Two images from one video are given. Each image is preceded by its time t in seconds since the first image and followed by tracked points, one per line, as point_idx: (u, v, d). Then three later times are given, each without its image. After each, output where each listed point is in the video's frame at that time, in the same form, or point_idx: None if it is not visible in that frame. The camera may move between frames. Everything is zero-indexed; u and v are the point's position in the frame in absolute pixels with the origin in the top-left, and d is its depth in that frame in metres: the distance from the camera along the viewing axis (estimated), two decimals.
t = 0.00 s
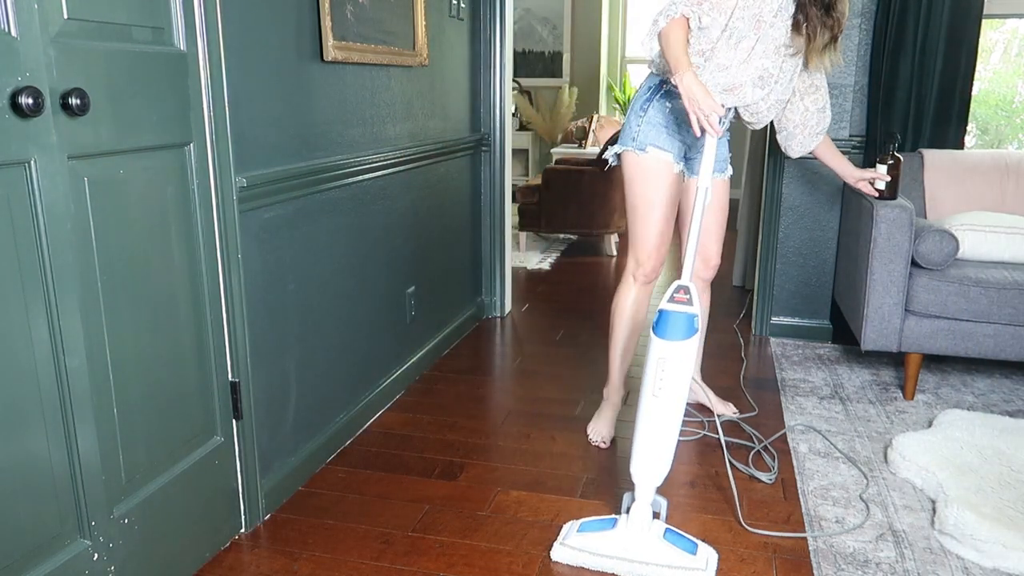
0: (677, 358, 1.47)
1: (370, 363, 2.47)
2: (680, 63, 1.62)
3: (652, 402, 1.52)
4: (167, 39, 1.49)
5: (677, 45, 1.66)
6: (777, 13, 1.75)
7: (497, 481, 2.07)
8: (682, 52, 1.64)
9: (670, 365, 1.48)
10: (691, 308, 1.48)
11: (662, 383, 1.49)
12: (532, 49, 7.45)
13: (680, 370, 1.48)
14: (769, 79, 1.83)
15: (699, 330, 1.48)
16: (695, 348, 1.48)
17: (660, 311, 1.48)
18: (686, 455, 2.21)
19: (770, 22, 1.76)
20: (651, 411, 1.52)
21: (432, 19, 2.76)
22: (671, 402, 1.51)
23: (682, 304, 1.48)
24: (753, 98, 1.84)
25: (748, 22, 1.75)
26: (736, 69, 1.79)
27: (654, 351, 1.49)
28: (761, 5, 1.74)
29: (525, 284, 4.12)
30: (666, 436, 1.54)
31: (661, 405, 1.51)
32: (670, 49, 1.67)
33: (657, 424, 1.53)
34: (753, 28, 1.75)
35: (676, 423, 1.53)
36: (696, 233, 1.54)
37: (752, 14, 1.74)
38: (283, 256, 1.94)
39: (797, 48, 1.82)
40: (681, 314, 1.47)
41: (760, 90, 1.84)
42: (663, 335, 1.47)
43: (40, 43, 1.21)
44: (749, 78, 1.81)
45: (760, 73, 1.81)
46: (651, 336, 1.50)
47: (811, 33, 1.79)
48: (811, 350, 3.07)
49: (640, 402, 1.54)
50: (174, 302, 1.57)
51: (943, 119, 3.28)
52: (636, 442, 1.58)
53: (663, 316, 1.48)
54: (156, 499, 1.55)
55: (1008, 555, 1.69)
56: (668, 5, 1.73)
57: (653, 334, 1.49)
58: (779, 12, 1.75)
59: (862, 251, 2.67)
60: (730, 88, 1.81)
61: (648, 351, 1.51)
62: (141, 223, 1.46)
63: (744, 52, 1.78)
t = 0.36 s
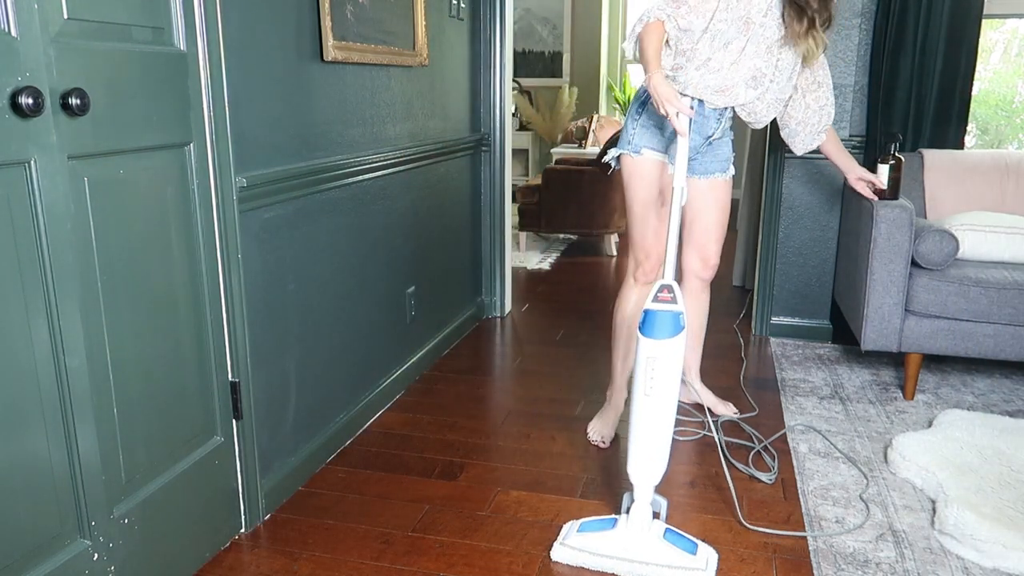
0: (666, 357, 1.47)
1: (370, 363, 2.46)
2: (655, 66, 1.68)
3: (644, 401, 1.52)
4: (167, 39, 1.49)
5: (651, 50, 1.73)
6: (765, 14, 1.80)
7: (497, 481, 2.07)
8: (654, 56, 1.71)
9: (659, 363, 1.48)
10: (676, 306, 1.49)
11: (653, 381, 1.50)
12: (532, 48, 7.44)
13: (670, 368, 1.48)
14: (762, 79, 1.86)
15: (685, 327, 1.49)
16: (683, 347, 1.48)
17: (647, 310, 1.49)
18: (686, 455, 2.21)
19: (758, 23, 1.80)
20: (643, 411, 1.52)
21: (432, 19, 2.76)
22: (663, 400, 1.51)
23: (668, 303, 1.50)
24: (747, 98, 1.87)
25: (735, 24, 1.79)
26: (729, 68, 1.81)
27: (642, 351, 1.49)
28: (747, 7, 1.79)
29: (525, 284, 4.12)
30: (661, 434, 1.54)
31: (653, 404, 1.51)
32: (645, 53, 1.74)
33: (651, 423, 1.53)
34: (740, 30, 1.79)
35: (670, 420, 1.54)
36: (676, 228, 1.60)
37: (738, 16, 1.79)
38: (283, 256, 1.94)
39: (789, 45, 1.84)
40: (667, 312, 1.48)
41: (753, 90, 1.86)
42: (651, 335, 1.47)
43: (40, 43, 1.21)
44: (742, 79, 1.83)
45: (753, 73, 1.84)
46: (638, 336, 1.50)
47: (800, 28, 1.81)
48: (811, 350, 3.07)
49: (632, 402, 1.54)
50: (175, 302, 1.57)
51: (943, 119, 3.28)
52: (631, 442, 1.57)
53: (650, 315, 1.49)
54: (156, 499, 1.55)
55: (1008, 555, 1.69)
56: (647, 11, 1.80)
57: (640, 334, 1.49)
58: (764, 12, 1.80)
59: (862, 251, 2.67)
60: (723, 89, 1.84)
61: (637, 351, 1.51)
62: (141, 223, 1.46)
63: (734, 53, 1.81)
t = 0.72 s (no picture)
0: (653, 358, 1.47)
1: (370, 363, 2.47)
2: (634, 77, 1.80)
3: (635, 401, 1.52)
4: (167, 39, 1.50)
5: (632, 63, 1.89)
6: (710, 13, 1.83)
7: (497, 481, 2.07)
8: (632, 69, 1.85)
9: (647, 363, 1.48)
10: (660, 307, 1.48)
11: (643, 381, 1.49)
12: (532, 49, 7.44)
13: (659, 367, 1.48)
14: (727, 78, 1.88)
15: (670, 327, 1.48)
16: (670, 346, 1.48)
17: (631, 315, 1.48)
18: (687, 455, 2.21)
19: (707, 22, 1.83)
20: (635, 410, 1.52)
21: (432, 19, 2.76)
22: (654, 399, 1.51)
23: (651, 305, 1.48)
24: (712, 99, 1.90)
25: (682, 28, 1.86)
26: (689, 72, 1.87)
27: (630, 352, 1.48)
28: (688, 8, 1.84)
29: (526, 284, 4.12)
30: (655, 432, 1.54)
31: (644, 403, 1.51)
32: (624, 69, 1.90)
33: (643, 422, 1.53)
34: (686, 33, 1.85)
35: (663, 419, 1.54)
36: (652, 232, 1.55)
37: (681, 20, 1.85)
38: (284, 256, 1.94)
39: (741, 37, 1.82)
40: (651, 314, 1.47)
41: (719, 91, 1.89)
42: (637, 337, 1.46)
43: (40, 44, 1.21)
44: (703, 82, 1.87)
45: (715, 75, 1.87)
46: (624, 338, 1.50)
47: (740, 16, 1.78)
48: (811, 350, 3.07)
49: (623, 402, 1.54)
50: (174, 302, 1.57)
51: (943, 119, 3.27)
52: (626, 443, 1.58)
53: (635, 318, 1.48)
54: (156, 498, 1.55)
55: (1008, 555, 1.69)
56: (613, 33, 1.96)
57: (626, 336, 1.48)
58: (709, 11, 1.83)
59: (862, 251, 2.67)
60: (688, 96, 1.89)
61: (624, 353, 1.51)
62: (141, 223, 1.46)
63: (691, 55, 1.86)
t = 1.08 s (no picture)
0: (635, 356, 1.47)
1: (370, 363, 2.47)
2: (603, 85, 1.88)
3: (622, 401, 1.53)
4: (167, 39, 1.50)
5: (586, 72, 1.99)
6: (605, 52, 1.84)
7: (497, 481, 2.07)
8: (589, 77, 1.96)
9: (630, 362, 1.48)
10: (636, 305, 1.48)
11: (628, 381, 1.50)
12: (532, 49, 7.44)
13: (642, 364, 1.49)
14: (626, 112, 1.89)
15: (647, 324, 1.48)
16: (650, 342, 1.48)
17: (606, 315, 1.48)
18: (687, 454, 2.21)
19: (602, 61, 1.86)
20: (622, 410, 1.53)
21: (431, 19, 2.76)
22: (640, 398, 1.52)
23: (626, 304, 1.48)
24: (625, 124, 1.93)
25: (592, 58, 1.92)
26: (617, 98, 1.88)
27: (612, 353, 1.49)
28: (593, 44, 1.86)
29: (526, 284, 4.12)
30: (644, 430, 1.55)
31: (631, 403, 1.52)
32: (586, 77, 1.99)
33: (631, 422, 1.54)
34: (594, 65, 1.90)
35: (650, 416, 1.54)
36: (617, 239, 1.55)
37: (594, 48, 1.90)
38: (284, 256, 1.94)
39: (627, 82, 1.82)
40: (627, 313, 1.47)
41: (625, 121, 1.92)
42: (616, 337, 1.47)
43: (40, 44, 1.21)
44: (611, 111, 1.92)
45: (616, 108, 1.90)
46: (603, 339, 1.50)
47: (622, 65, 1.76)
48: (811, 350, 3.08)
49: (609, 403, 1.55)
50: (175, 302, 1.57)
51: (943, 118, 3.27)
52: (617, 444, 1.58)
53: (612, 318, 1.48)
54: (155, 498, 1.55)
55: (1007, 555, 1.69)
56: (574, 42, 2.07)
57: (605, 338, 1.49)
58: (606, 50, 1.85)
59: (862, 251, 2.67)
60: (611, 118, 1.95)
61: (605, 355, 1.51)
62: (141, 223, 1.46)
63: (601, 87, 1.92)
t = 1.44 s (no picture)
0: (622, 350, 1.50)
1: (370, 363, 2.47)
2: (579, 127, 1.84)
3: (609, 395, 1.54)
4: (167, 39, 1.50)
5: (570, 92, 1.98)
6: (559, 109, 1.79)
7: (497, 481, 2.07)
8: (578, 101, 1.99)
9: (619, 355, 1.50)
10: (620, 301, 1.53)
11: (617, 374, 1.52)
12: (532, 49, 7.45)
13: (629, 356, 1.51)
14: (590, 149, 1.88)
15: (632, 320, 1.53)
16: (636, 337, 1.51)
17: (592, 310, 1.53)
18: (687, 454, 2.21)
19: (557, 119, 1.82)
20: (610, 404, 1.54)
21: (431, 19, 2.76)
22: (627, 390, 1.53)
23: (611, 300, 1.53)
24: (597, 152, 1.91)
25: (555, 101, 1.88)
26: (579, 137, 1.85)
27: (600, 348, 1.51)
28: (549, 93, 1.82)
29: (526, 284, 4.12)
30: (631, 423, 1.57)
31: (618, 395, 1.53)
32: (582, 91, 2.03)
33: (618, 414, 1.55)
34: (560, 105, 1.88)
35: (636, 407, 1.56)
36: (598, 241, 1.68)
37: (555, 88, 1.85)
38: (284, 256, 1.94)
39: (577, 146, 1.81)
40: (612, 309, 1.53)
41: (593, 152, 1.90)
42: (603, 332, 1.50)
43: (40, 44, 1.21)
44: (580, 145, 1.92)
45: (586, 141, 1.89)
46: (590, 334, 1.53)
47: (560, 143, 1.79)
48: (811, 350, 3.08)
49: (596, 399, 1.57)
50: (175, 302, 1.57)
51: (943, 118, 3.27)
52: (604, 437, 1.59)
53: (598, 314, 1.53)
54: (155, 498, 1.55)
55: (1007, 555, 1.69)
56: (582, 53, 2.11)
57: (592, 333, 1.52)
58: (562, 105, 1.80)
59: (862, 252, 2.67)
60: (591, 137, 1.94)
61: (592, 351, 1.54)
62: (141, 224, 1.46)
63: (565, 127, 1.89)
